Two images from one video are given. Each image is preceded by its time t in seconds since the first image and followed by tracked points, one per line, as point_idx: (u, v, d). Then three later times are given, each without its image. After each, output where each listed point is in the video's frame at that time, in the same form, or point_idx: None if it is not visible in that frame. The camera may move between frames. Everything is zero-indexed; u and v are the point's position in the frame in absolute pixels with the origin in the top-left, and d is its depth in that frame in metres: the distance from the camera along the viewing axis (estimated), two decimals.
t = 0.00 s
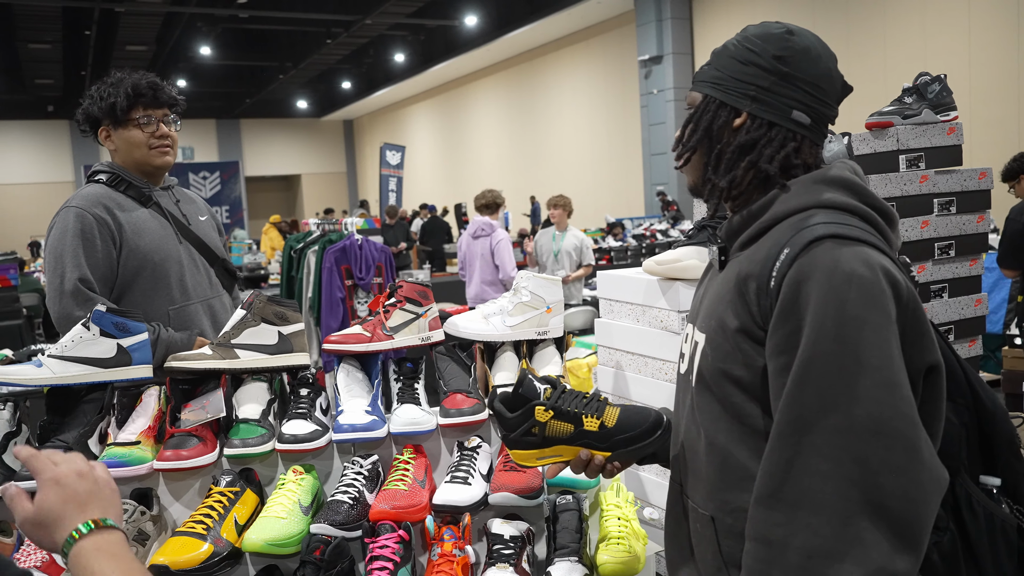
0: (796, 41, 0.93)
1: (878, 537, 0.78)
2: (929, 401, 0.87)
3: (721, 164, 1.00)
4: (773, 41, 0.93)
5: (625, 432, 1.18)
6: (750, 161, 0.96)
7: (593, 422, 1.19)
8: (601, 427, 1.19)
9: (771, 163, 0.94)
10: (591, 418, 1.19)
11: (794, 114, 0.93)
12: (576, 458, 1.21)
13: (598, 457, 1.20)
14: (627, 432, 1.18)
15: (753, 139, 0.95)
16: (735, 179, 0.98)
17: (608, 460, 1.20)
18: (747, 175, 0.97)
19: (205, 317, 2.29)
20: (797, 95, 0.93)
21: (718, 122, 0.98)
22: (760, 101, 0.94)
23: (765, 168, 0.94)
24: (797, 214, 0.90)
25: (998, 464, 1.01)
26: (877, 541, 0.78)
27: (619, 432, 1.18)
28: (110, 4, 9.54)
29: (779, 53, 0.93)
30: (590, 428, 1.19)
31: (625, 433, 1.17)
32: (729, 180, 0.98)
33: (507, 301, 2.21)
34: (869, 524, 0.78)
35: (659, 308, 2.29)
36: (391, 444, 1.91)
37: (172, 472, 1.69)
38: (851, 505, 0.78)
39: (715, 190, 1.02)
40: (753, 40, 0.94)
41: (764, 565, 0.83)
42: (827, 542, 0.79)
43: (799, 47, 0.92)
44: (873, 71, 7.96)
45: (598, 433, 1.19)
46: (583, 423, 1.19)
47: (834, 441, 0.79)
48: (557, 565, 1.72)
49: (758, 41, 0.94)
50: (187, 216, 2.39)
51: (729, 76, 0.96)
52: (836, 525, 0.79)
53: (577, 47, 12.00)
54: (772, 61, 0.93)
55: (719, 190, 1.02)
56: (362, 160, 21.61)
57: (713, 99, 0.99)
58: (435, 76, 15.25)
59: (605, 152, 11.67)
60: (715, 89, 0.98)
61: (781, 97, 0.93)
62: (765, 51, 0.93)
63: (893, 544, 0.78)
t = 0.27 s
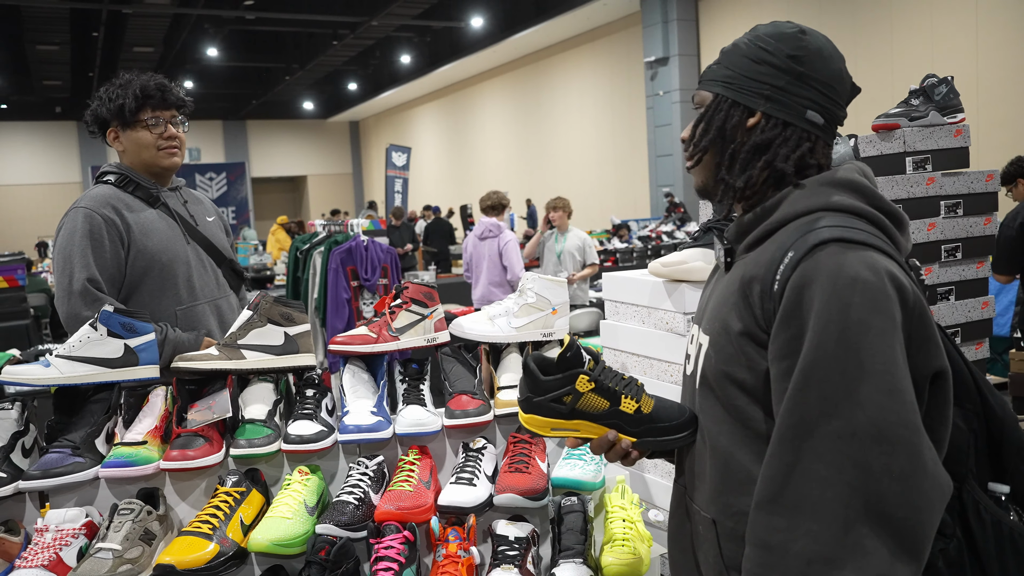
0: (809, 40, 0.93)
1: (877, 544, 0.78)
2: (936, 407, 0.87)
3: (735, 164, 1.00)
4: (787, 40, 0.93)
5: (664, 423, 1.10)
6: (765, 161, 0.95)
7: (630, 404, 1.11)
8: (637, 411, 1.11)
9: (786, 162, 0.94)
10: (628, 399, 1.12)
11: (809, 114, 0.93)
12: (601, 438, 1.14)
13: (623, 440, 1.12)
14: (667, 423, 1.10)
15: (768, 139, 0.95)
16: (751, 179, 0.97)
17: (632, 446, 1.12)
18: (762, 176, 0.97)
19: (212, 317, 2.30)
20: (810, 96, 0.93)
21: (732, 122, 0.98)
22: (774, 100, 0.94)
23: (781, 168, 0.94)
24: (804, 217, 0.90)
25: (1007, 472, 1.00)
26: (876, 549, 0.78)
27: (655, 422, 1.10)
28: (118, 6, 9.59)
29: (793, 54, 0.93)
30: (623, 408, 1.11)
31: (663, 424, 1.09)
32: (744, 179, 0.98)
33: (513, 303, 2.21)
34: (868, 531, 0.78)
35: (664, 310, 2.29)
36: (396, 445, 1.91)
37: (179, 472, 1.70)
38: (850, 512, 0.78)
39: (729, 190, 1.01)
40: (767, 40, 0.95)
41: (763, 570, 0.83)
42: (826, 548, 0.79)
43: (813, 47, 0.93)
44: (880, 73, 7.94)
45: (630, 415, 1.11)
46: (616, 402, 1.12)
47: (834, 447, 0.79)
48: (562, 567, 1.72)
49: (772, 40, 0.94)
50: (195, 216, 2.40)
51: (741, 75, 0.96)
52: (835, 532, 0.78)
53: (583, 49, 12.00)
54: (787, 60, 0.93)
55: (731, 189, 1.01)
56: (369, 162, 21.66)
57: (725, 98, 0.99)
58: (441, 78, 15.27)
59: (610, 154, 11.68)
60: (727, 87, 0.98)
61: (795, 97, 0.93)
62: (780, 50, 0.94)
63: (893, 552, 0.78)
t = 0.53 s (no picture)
0: (831, 34, 0.93)
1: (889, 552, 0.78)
2: (951, 411, 0.86)
3: (758, 159, 0.98)
4: (810, 34, 0.93)
5: (659, 421, 1.12)
6: (793, 157, 0.94)
7: (626, 402, 1.14)
8: (632, 408, 1.14)
9: (814, 157, 0.93)
10: (624, 398, 1.14)
11: (831, 109, 0.93)
12: (596, 435, 1.16)
13: (618, 438, 1.15)
14: (661, 420, 1.12)
15: (794, 133, 0.93)
16: (777, 175, 0.96)
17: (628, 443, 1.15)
18: (789, 171, 0.95)
19: (222, 316, 2.31)
20: (833, 90, 0.93)
21: (754, 117, 0.96)
22: (798, 95, 0.93)
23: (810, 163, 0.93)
24: (821, 216, 0.89)
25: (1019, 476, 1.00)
26: (889, 556, 0.77)
27: (650, 419, 1.12)
28: (128, 6, 9.63)
29: (817, 47, 0.93)
30: (618, 406, 1.14)
31: (658, 422, 1.12)
32: (770, 175, 0.96)
33: (521, 302, 2.21)
34: (882, 538, 0.78)
35: (672, 308, 2.28)
36: (404, 443, 1.91)
37: (188, 470, 1.70)
38: (862, 518, 0.78)
39: (753, 187, 0.99)
40: (788, 33, 0.94)
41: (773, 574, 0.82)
42: (838, 554, 0.78)
43: (835, 41, 0.93)
44: (890, 71, 7.90)
45: (626, 413, 1.14)
46: (612, 400, 1.14)
47: (849, 453, 0.78)
48: (569, 565, 1.72)
49: (794, 33, 0.93)
50: (205, 215, 2.41)
51: (763, 68, 0.95)
52: (847, 538, 0.78)
53: (592, 47, 11.97)
54: (810, 53, 0.92)
55: (752, 185, 0.99)
56: (377, 161, 21.70)
57: (746, 91, 0.97)
58: (450, 76, 15.27)
59: (619, 152, 11.64)
60: (748, 81, 0.96)
61: (819, 91, 0.93)
62: (804, 43, 0.93)
63: (905, 558, 0.78)
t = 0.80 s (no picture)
0: (833, 30, 0.94)
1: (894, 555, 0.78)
2: (952, 412, 0.86)
3: (759, 156, 0.97)
4: (813, 30, 0.93)
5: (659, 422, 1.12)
6: (794, 153, 0.94)
7: (624, 407, 1.14)
8: (630, 414, 1.14)
9: (815, 153, 0.93)
10: (622, 402, 1.14)
11: (833, 106, 0.93)
12: (595, 441, 1.16)
13: (618, 442, 1.15)
14: (660, 422, 1.12)
15: (795, 130, 0.93)
16: (778, 171, 0.95)
17: (627, 448, 1.15)
18: (791, 167, 0.94)
19: (221, 316, 2.31)
20: (834, 87, 0.93)
21: (756, 112, 0.96)
22: (800, 90, 0.93)
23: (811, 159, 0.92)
24: (822, 214, 0.89)
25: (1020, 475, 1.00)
26: (893, 558, 0.77)
27: (648, 422, 1.13)
28: (126, 7, 9.62)
29: (819, 42, 0.93)
30: (616, 411, 1.14)
31: (656, 424, 1.12)
32: (771, 172, 0.95)
33: (520, 301, 2.21)
34: (885, 541, 0.78)
35: (671, 307, 2.28)
36: (404, 443, 1.91)
37: (187, 471, 1.70)
38: (867, 520, 0.78)
39: (753, 183, 0.99)
40: (790, 27, 0.94)
41: None
42: (840, 557, 0.78)
43: (836, 37, 0.93)
44: (890, 69, 7.88)
45: (625, 417, 1.14)
46: (610, 405, 1.14)
47: (851, 455, 0.78)
48: (569, 564, 1.72)
49: (797, 28, 0.94)
50: (203, 216, 2.41)
51: (765, 62, 0.95)
52: (850, 541, 0.78)
53: (590, 46, 11.97)
54: (813, 48, 0.92)
55: (752, 180, 0.99)
56: (376, 161, 21.69)
57: (747, 86, 0.97)
58: (449, 76, 15.26)
59: (618, 151, 11.64)
60: (749, 75, 0.96)
61: (821, 87, 0.93)
62: (807, 38, 0.93)
63: (909, 561, 0.78)
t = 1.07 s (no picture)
0: (844, 32, 0.94)
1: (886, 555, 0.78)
2: (943, 410, 0.86)
3: (751, 138, 0.98)
4: (822, 25, 0.94)
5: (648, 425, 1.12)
6: (785, 139, 0.94)
7: (613, 413, 1.14)
8: (621, 419, 1.14)
9: (807, 144, 0.94)
10: (610, 408, 1.14)
11: (832, 104, 0.93)
12: (587, 449, 1.16)
13: (609, 448, 1.15)
14: (649, 426, 1.12)
15: (789, 116, 0.94)
16: (765, 155, 0.96)
17: (619, 453, 1.15)
18: (780, 153, 0.95)
19: (216, 315, 2.30)
20: (836, 85, 0.93)
21: (755, 96, 0.97)
22: (800, 80, 0.93)
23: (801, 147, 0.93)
24: (814, 211, 0.89)
25: (1012, 471, 1.00)
26: (885, 559, 0.78)
27: (638, 426, 1.13)
28: (121, 5, 9.58)
29: (829, 38, 0.93)
30: (605, 417, 1.14)
31: (646, 427, 1.12)
32: (758, 153, 0.97)
33: (515, 299, 2.21)
34: (878, 542, 0.78)
35: (666, 304, 2.28)
36: (399, 441, 1.91)
37: (182, 470, 1.70)
38: (861, 520, 0.78)
39: (741, 164, 1.00)
40: (803, 21, 0.94)
41: None
42: (833, 558, 0.78)
43: (846, 38, 0.93)
44: (884, 67, 7.90)
45: (614, 422, 1.14)
46: (599, 412, 1.14)
47: (842, 455, 0.78)
48: (565, 562, 1.72)
49: (809, 23, 0.94)
50: (198, 214, 2.40)
51: (772, 51, 0.95)
52: (843, 542, 0.78)
53: (586, 44, 11.96)
54: (820, 44, 0.93)
55: (743, 163, 0.99)
56: (373, 160, 21.65)
57: (750, 72, 0.98)
58: (444, 74, 15.24)
59: (614, 149, 11.63)
60: (753, 61, 0.97)
61: (822, 82, 0.93)
62: (815, 34, 0.93)
63: (901, 561, 0.78)
